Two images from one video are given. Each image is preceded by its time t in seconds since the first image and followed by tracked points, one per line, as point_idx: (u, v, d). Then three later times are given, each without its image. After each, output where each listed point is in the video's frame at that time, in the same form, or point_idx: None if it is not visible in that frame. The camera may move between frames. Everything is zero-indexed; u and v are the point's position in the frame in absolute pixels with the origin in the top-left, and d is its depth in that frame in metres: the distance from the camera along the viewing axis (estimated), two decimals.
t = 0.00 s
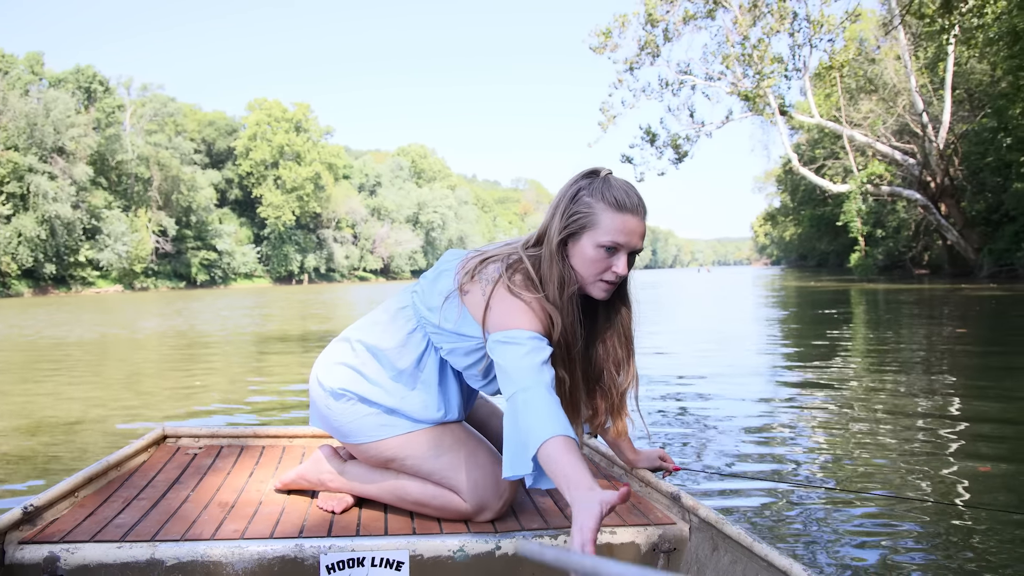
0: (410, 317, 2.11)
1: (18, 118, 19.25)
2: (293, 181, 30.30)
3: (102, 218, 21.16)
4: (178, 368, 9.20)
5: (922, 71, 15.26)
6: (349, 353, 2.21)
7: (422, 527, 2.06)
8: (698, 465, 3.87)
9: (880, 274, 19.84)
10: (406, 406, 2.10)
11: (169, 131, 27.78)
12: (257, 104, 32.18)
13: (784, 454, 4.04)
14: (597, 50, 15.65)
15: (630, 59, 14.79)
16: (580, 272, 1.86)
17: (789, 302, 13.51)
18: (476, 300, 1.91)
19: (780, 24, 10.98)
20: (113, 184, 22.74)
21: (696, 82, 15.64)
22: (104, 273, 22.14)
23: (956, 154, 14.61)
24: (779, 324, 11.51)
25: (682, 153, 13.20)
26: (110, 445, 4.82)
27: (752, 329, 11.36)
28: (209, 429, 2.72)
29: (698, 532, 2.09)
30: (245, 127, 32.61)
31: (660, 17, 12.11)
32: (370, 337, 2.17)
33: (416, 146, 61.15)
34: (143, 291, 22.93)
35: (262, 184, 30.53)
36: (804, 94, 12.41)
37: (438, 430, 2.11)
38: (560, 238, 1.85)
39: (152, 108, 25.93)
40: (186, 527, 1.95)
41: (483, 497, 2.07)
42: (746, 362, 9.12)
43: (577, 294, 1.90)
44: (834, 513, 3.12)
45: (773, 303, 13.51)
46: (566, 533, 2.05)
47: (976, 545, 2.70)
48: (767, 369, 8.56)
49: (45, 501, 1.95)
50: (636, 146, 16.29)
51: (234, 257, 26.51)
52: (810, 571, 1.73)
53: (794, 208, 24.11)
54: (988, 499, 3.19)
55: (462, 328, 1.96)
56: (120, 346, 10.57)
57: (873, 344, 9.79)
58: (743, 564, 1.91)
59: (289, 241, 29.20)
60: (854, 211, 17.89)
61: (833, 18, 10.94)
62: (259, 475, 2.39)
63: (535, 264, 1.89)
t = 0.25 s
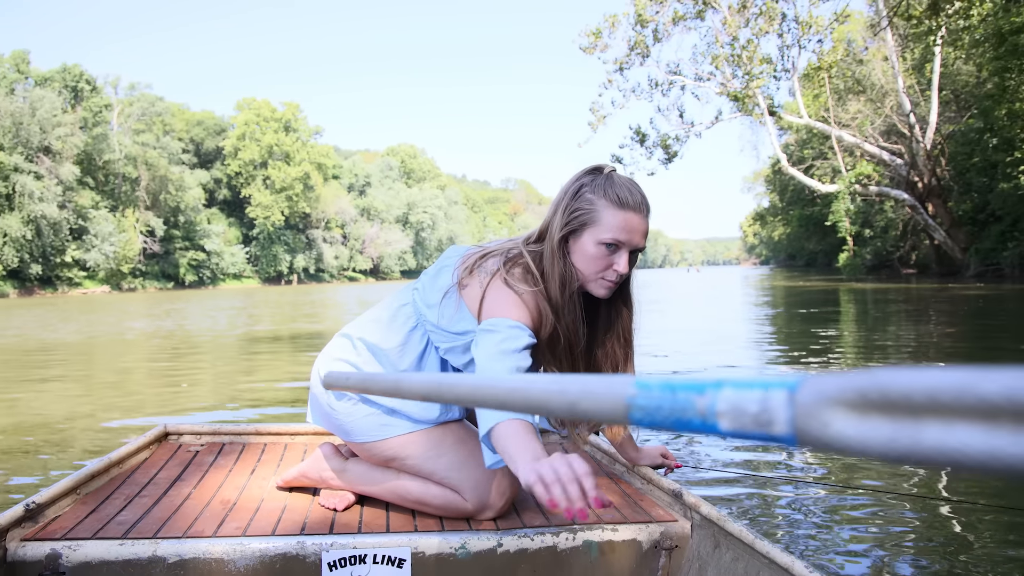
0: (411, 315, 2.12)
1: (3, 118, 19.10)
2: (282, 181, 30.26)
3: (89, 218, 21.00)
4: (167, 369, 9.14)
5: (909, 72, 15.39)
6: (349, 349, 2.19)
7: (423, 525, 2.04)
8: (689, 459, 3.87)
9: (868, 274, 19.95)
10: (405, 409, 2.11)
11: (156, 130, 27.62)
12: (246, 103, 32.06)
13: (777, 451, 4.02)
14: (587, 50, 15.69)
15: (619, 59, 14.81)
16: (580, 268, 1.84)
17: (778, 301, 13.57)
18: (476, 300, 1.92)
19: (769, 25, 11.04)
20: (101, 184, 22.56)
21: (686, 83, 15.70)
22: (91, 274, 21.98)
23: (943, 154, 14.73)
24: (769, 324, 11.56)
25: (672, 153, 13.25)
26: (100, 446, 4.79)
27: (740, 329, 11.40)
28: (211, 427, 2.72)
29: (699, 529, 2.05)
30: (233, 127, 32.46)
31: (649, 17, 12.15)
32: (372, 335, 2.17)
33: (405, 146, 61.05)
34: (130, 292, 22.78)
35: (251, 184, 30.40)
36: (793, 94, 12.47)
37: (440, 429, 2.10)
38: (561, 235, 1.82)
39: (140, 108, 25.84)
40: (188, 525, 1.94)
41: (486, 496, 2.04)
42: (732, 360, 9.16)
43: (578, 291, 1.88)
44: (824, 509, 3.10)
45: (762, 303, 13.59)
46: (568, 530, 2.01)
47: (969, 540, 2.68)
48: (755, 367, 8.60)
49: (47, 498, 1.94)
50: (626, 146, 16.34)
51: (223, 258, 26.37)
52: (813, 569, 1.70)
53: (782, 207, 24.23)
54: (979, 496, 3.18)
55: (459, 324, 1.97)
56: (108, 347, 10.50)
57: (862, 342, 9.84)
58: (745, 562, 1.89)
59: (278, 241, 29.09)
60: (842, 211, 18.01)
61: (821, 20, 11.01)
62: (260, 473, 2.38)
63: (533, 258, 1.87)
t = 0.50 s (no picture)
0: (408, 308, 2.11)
1: None
2: (270, 182, 30.28)
3: (75, 217, 20.85)
4: (155, 369, 9.09)
5: (895, 73, 15.54)
6: (348, 348, 2.17)
7: (425, 522, 2.01)
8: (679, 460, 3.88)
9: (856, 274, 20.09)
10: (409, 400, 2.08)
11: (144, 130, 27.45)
12: (234, 103, 31.94)
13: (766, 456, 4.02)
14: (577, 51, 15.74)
15: (610, 59, 14.86)
16: (576, 251, 1.85)
17: (767, 301, 13.64)
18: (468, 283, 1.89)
19: (758, 26, 11.11)
20: (87, 184, 22.39)
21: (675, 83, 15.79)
22: (78, 274, 21.83)
23: (929, 155, 14.86)
24: (758, 324, 11.63)
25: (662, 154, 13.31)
26: (92, 446, 4.76)
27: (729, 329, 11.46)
28: (213, 423, 2.72)
29: (702, 526, 2.02)
30: (221, 127, 32.33)
31: (639, 18, 12.19)
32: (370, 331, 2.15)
33: (394, 147, 60.98)
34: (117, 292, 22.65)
35: (239, 184, 30.27)
36: (782, 94, 12.55)
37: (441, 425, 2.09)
38: (556, 219, 1.86)
39: (127, 107, 25.75)
40: (190, 521, 1.93)
41: (488, 493, 2.02)
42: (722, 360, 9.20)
43: (574, 277, 1.89)
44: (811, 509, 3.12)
45: (751, 302, 13.67)
46: (570, 526, 1.97)
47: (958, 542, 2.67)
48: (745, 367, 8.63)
49: (50, 494, 1.93)
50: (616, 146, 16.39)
51: (211, 258, 26.22)
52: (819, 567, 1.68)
53: (771, 208, 24.38)
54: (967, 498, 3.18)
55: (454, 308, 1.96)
56: (95, 348, 10.43)
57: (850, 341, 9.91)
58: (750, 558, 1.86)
59: (267, 241, 28.98)
60: (830, 211, 18.14)
61: (809, 21, 11.10)
62: (262, 469, 2.37)
63: (528, 241, 1.89)
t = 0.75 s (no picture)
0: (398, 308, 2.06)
1: None
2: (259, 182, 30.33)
3: (61, 218, 20.69)
4: (143, 371, 9.04)
5: (881, 76, 15.67)
6: (348, 349, 2.16)
7: (428, 521, 2.01)
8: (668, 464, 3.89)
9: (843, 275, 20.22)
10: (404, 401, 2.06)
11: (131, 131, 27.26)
12: (223, 104, 31.85)
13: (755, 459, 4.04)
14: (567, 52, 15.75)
15: (598, 61, 14.89)
16: (568, 242, 1.82)
17: (755, 301, 13.71)
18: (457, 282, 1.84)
19: (745, 28, 11.17)
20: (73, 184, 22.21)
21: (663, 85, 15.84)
22: (63, 276, 21.67)
23: (915, 157, 14.99)
24: (746, 323, 11.69)
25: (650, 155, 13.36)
26: (83, 447, 4.73)
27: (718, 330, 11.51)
28: (216, 422, 2.73)
29: (704, 523, 2.04)
30: (209, 128, 32.16)
31: (628, 20, 12.22)
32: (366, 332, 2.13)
33: (382, 148, 60.86)
34: (103, 294, 22.51)
35: (228, 185, 30.08)
36: (769, 96, 12.62)
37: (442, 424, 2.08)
38: (549, 210, 1.82)
39: (114, 107, 25.61)
40: (193, 520, 1.92)
41: (490, 492, 2.03)
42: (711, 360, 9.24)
43: (567, 269, 1.86)
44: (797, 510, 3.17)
45: (741, 303, 13.73)
46: (572, 525, 1.98)
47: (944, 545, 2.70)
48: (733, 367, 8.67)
49: (53, 493, 1.93)
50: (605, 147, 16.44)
51: (199, 259, 26.08)
52: (820, 565, 1.71)
53: (760, 209, 24.51)
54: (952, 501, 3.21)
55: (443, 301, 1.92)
56: (82, 349, 10.36)
57: (838, 341, 9.97)
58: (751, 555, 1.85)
59: (255, 243, 28.85)
60: (819, 212, 18.25)
61: (796, 23, 11.16)
62: (265, 468, 2.38)
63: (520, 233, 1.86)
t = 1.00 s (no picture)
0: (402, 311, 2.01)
1: None
2: (247, 183, 29.67)
3: (46, 218, 20.51)
4: (130, 372, 8.99)
5: (869, 79, 15.78)
6: (348, 350, 2.11)
7: (429, 523, 1.99)
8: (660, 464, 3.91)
9: (830, 276, 20.35)
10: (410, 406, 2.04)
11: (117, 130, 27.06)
12: (210, 104, 31.65)
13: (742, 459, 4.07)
14: (556, 53, 15.78)
15: (587, 62, 14.93)
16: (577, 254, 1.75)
17: (744, 302, 13.79)
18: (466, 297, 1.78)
19: (734, 30, 11.22)
20: (58, 184, 22.03)
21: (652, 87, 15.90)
22: (48, 277, 21.49)
23: (901, 159, 15.11)
24: (734, 324, 11.75)
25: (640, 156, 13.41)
26: (72, 448, 4.70)
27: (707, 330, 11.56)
28: (217, 425, 2.77)
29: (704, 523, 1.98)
30: (195, 128, 31.97)
31: (617, 21, 12.25)
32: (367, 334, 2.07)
33: (370, 148, 60.70)
34: (88, 295, 22.33)
35: (215, 185, 29.81)
36: (758, 98, 12.67)
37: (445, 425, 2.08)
38: (558, 222, 1.74)
39: (99, 107, 25.42)
40: (194, 523, 1.92)
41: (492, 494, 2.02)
42: (700, 361, 9.28)
43: (574, 281, 1.78)
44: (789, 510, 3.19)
45: (729, 304, 13.79)
46: (574, 527, 1.96)
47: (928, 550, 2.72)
48: (721, 367, 8.70)
49: (53, 498, 1.94)
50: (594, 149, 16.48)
51: (185, 260, 25.93)
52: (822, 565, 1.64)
53: (747, 210, 24.66)
54: (937, 504, 3.23)
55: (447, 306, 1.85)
56: (68, 350, 10.29)
57: (826, 342, 10.04)
58: (752, 556, 1.84)
59: (242, 243, 28.68)
60: (806, 214, 18.36)
61: (784, 25, 11.21)
62: (266, 471, 2.40)
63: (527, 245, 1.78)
